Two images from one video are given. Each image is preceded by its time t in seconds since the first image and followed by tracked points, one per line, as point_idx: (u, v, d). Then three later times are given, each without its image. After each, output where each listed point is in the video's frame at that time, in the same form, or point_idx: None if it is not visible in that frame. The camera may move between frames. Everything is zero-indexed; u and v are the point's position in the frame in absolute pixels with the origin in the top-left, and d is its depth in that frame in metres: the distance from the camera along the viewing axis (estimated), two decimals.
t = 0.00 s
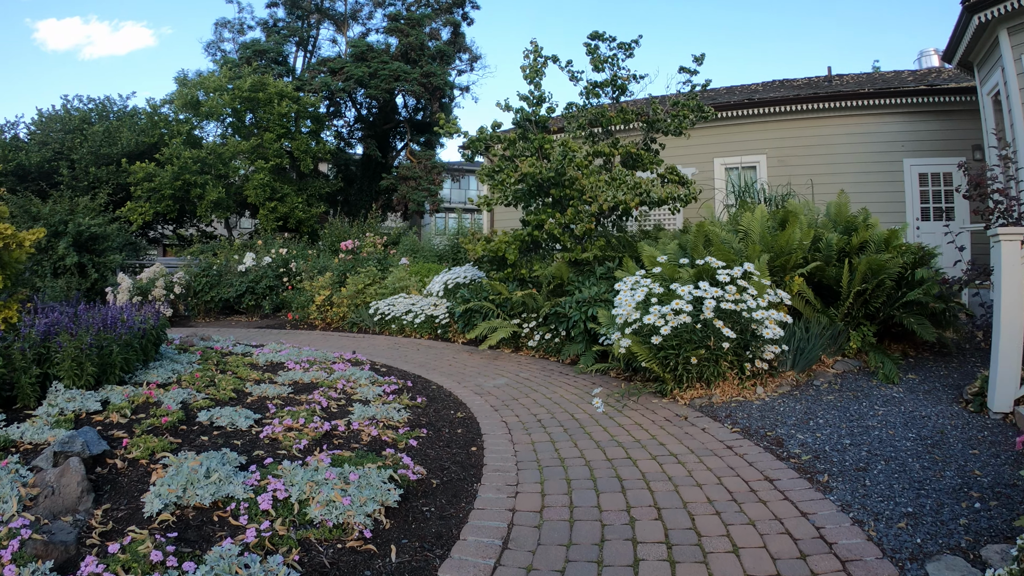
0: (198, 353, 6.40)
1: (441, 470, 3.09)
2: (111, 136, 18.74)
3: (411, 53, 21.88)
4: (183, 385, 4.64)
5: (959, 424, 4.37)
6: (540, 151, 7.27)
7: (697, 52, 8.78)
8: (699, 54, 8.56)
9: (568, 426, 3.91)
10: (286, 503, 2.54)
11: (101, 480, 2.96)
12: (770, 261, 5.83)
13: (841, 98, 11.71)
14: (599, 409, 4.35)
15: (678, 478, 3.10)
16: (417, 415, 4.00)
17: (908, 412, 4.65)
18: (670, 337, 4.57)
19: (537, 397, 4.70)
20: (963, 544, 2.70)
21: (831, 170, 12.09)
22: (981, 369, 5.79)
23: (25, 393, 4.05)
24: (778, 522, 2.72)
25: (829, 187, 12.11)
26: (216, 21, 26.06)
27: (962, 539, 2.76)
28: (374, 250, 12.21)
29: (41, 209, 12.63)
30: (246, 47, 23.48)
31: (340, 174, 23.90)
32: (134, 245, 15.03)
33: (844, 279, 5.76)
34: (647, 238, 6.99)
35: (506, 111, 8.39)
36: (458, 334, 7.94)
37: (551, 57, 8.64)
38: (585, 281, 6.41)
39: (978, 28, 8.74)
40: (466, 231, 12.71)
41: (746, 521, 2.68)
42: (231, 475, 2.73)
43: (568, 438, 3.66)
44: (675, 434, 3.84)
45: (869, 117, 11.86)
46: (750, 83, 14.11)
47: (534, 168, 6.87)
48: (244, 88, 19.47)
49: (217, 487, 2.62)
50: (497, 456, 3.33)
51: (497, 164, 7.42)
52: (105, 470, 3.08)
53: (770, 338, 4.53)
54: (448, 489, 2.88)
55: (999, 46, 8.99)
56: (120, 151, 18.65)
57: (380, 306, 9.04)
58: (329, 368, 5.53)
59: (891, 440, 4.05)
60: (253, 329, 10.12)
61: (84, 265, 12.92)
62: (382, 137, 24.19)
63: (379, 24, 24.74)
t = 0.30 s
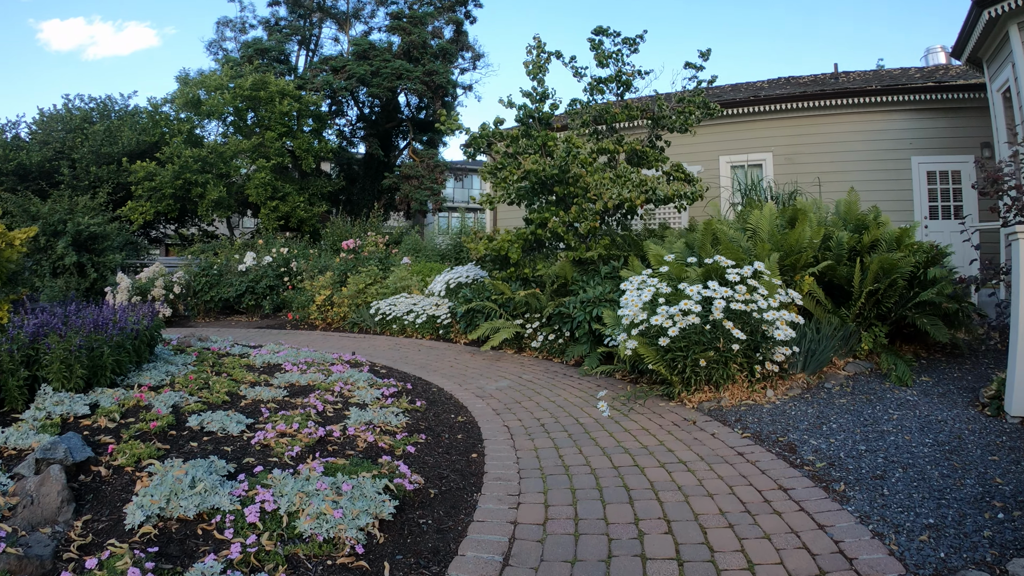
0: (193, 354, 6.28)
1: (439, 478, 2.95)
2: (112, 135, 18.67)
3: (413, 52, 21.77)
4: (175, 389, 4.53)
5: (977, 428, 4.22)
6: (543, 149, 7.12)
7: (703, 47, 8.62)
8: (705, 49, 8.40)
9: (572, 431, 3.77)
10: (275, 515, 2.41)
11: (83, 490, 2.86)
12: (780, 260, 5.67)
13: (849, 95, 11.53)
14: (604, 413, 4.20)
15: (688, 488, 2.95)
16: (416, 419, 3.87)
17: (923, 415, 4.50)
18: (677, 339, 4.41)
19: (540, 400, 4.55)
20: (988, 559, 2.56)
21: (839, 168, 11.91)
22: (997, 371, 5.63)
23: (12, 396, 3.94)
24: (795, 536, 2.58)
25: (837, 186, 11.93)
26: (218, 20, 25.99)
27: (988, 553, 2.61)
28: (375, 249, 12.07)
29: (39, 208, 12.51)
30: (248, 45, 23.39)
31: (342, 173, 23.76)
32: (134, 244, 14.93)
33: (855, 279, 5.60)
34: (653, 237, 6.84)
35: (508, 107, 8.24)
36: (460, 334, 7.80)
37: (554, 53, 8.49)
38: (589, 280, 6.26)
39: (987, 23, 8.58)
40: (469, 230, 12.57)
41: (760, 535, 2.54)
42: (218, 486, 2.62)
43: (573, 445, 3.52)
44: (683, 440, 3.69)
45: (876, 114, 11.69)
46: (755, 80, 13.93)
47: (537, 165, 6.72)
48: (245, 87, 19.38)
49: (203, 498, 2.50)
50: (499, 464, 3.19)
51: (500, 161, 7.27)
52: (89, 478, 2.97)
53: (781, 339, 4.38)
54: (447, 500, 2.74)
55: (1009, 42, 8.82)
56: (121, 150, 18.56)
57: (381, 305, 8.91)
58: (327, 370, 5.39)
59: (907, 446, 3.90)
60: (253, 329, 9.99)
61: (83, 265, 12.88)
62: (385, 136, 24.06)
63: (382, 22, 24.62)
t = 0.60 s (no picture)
0: (188, 355, 6.16)
1: (436, 488, 2.80)
2: (112, 134, 18.58)
3: (414, 50, 21.62)
4: (165, 392, 4.43)
5: (996, 432, 4.06)
6: (546, 145, 6.97)
7: (708, 42, 8.46)
8: (712, 44, 8.23)
9: (577, 436, 3.62)
10: (261, 529, 2.29)
11: (61, 499, 2.77)
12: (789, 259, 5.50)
13: (856, 91, 11.35)
14: (610, 416, 4.05)
15: (700, 499, 2.79)
16: (413, 423, 3.72)
17: (938, 419, 4.34)
18: (685, 340, 4.25)
19: (543, 403, 4.40)
20: (1018, 575, 2.40)
21: (846, 166, 11.73)
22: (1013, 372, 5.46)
23: None
24: (815, 551, 2.42)
25: (844, 183, 11.75)
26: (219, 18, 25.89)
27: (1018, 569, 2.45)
28: (376, 248, 11.92)
29: (37, 207, 12.38)
30: (249, 44, 23.27)
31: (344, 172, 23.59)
32: (133, 243, 14.82)
33: (867, 278, 5.43)
34: (658, 235, 6.67)
35: (510, 104, 8.09)
36: (461, 334, 7.66)
37: (557, 48, 8.34)
38: (593, 279, 6.11)
39: (997, 15, 8.45)
40: (471, 229, 12.40)
41: (778, 551, 2.38)
42: (201, 497, 2.50)
43: (577, 451, 3.37)
44: (693, 446, 3.53)
45: (883, 112, 11.51)
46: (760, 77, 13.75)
47: (539, 161, 6.55)
48: (245, 85, 19.27)
49: (184, 510, 2.39)
50: (500, 472, 3.04)
51: (502, 158, 7.11)
52: (69, 486, 2.88)
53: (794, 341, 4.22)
54: (445, 512, 2.60)
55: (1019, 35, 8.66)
56: (121, 149, 18.45)
57: (381, 305, 8.75)
58: (323, 372, 5.26)
59: (925, 452, 3.73)
60: (251, 329, 9.86)
61: (81, 264, 12.79)
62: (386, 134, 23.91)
63: (383, 20, 24.48)
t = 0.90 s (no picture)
0: (180, 357, 6.04)
1: (432, 499, 2.66)
2: (110, 133, 18.48)
3: (415, 47, 21.47)
4: (154, 396, 4.31)
5: (1014, 437, 3.91)
6: (547, 142, 6.82)
7: (713, 37, 8.31)
8: (716, 39, 8.07)
9: (580, 442, 3.48)
10: (243, 545, 2.17)
11: (38, 509, 2.65)
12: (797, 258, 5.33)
13: (863, 88, 11.17)
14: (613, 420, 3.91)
15: (710, 511, 2.65)
16: (409, 428, 3.57)
17: (953, 424, 4.19)
18: (692, 342, 4.09)
19: (544, 406, 4.25)
20: None
21: (852, 164, 11.55)
22: None
23: None
24: (833, 568, 2.27)
25: (849, 182, 11.58)
26: (219, 17, 25.80)
27: None
28: (376, 247, 11.77)
29: (33, 205, 12.26)
30: (249, 42, 23.13)
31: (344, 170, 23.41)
32: (131, 242, 14.71)
33: (877, 278, 5.26)
34: (662, 233, 6.52)
35: (511, 100, 7.95)
36: (461, 334, 7.51)
37: (559, 44, 8.18)
38: (596, 279, 5.96)
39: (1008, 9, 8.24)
40: (472, 227, 12.25)
41: (794, 568, 2.23)
42: (182, 509, 2.38)
43: (579, 457, 3.23)
44: (700, 453, 3.39)
45: (889, 109, 11.33)
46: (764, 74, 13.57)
47: (541, 158, 6.38)
48: (245, 83, 19.15)
49: (162, 523, 2.27)
50: (499, 482, 2.89)
51: (503, 155, 6.96)
52: (47, 495, 2.75)
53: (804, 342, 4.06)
54: (440, 525, 2.45)
55: None
56: (120, 147, 18.34)
57: (380, 305, 8.60)
58: (318, 373, 5.13)
59: (942, 459, 3.58)
60: (249, 329, 9.73)
61: (78, 263, 12.69)
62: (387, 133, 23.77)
63: (384, 18, 24.33)
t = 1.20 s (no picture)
0: (171, 358, 5.90)
1: (425, 512, 2.50)
2: (108, 130, 18.34)
3: (415, 44, 21.31)
4: (140, 399, 4.18)
5: None
6: (548, 138, 6.66)
7: (717, 31, 8.14)
8: (721, 33, 7.90)
9: (582, 449, 3.32)
10: (220, 564, 2.03)
11: (10, 521, 2.51)
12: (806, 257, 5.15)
13: (869, 85, 10.99)
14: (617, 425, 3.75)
15: (722, 525, 2.49)
16: (403, 433, 3.42)
17: (970, 429, 4.02)
18: (699, 344, 3.93)
19: (545, 410, 4.09)
20: None
21: (858, 161, 11.36)
22: None
23: None
24: None
25: (855, 179, 11.39)
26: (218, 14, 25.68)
27: None
28: (375, 246, 11.60)
29: (29, 204, 12.13)
30: (248, 39, 22.97)
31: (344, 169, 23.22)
32: (129, 240, 14.57)
33: (889, 278, 5.09)
34: (667, 231, 6.35)
35: (511, 96, 7.78)
36: (460, 335, 7.34)
37: (560, 38, 8.02)
38: (598, 278, 5.80)
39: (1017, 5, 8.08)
40: (472, 226, 12.08)
41: None
42: (158, 524, 2.25)
43: (581, 466, 3.07)
44: (709, 460, 3.23)
45: (895, 105, 11.15)
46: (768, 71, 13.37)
47: (542, 154, 6.20)
48: (243, 81, 19.02)
49: (134, 540, 2.14)
50: (497, 493, 2.74)
51: (503, 152, 6.80)
52: (19, 506, 2.61)
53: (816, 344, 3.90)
54: (433, 542, 2.30)
55: None
56: (117, 145, 18.21)
57: (378, 305, 8.43)
58: (311, 375, 4.97)
59: (961, 467, 3.41)
60: (245, 329, 9.57)
61: (74, 262, 12.56)
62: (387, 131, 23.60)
63: (384, 16, 24.18)
